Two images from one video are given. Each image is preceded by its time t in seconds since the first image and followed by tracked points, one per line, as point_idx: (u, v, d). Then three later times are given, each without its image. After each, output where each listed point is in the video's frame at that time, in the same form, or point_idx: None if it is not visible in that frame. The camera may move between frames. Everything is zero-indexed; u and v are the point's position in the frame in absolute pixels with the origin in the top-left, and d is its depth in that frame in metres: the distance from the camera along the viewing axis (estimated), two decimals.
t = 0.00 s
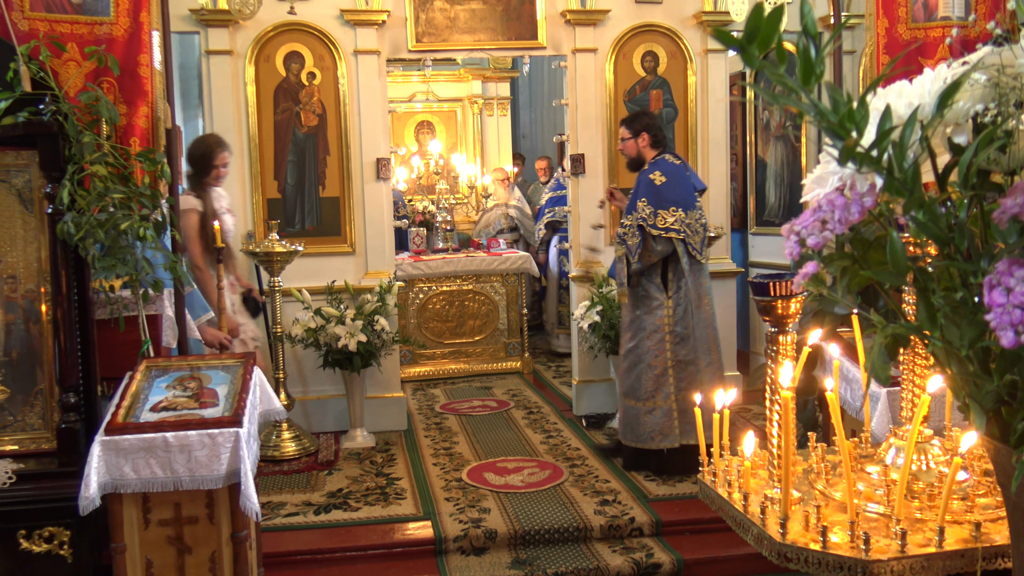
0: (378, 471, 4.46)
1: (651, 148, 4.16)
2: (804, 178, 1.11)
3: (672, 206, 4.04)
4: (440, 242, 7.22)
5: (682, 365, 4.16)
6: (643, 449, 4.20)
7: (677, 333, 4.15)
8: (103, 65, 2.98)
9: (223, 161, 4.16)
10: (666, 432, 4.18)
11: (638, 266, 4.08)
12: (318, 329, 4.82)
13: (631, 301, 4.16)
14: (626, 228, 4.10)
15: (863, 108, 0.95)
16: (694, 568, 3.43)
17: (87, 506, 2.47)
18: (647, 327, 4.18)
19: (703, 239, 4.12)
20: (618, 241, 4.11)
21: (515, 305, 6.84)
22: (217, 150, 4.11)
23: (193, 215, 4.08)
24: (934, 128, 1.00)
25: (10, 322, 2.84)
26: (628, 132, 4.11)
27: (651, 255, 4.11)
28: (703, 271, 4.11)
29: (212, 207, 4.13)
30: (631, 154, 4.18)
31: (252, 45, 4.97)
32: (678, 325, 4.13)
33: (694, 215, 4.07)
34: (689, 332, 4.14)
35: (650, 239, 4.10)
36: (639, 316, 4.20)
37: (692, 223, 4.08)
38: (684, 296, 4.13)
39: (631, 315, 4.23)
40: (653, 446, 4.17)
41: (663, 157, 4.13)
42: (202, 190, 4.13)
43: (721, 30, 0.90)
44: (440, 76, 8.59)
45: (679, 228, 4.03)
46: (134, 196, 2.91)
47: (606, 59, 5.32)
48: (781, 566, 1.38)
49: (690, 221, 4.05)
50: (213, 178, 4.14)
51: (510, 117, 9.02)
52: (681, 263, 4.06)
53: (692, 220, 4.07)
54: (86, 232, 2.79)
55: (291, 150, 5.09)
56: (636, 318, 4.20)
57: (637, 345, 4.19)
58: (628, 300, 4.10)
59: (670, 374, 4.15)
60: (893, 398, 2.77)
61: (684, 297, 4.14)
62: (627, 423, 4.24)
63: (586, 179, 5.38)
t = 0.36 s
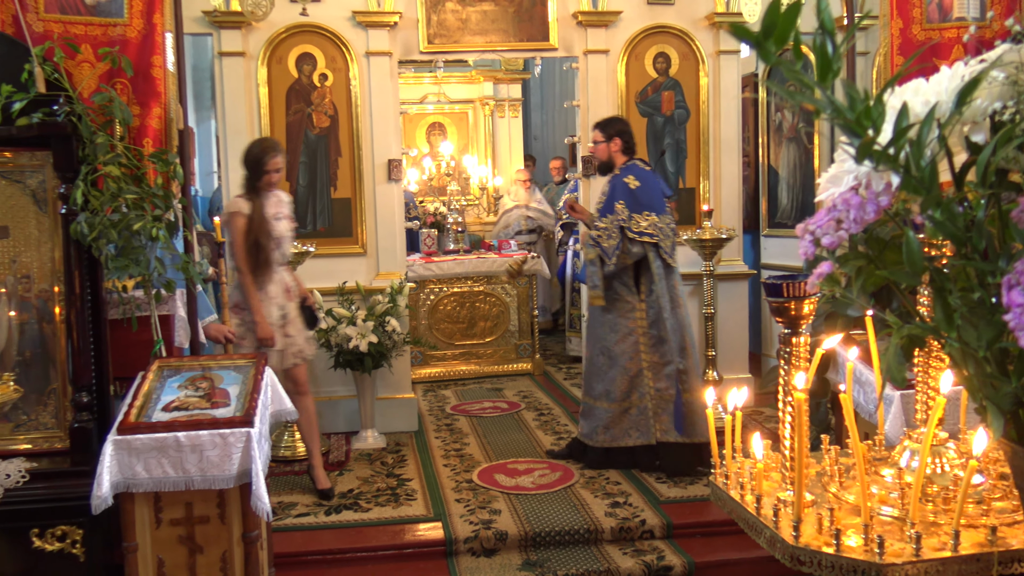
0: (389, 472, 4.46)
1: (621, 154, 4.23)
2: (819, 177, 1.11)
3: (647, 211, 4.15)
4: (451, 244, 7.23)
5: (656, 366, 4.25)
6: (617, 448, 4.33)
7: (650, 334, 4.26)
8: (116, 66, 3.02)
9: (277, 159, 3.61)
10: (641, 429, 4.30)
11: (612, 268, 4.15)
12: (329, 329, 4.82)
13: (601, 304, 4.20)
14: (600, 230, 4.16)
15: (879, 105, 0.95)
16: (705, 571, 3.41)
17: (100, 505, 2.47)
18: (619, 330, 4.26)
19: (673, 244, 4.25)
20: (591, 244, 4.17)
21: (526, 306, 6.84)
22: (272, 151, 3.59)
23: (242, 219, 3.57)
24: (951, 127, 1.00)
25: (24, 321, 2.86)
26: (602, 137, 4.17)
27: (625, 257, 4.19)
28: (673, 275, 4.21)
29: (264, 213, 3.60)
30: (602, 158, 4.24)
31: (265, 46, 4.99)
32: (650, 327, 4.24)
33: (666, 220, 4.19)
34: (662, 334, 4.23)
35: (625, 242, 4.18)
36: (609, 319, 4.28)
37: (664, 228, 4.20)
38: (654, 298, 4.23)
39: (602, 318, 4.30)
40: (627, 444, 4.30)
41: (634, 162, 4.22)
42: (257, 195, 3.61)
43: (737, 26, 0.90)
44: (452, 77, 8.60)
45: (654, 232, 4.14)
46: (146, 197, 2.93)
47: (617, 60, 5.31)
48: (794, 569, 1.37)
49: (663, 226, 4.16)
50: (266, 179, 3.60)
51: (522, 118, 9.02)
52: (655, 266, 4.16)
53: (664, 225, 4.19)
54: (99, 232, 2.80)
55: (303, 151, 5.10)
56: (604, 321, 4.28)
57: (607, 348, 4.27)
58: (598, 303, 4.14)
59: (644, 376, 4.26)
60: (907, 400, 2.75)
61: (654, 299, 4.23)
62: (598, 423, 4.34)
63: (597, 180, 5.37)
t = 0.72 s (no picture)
0: (402, 471, 4.46)
1: (594, 149, 4.23)
2: (836, 175, 1.09)
3: (624, 205, 4.12)
4: (464, 243, 7.23)
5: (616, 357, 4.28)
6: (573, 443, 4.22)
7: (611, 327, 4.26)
8: (132, 65, 3.07)
9: (328, 153, 3.41)
10: (599, 424, 4.22)
11: (587, 261, 4.09)
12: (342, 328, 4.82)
13: (569, 296, 4.13)
14: (575, 222, 4.10)
15: (898, 100, 0.94)
16: (719, 572, 3.39)
17: (114, 502, 2.48)
18: (582, 322, 4.20)
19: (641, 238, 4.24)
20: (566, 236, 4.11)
21: (539, 305, 6.84)
22: (319, 144, 3.37)
23: (288, 212, 3.43)
24: (971, 123, 0.99)
25: (40, 319, 2.86)
26: (575, 130, 4.19)
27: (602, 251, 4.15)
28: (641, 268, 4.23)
29: (311, 207, 3.44)
30: (574, 152, 4.24)
31: (279, 46, 5.00)
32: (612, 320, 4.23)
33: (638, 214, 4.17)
34: (624, 326, 4.26)
35: (601, 235, 4.13)
36: (572, 311, 4.20)
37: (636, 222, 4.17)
38: (621, 292, 4.26)
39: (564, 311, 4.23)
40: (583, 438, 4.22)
41: (605, 157, 4.19)
42: (305, 188, 3.45)
43: (752, 20, 0.88)
44: (466, 77, 8.61)
45: (630, 226, 4.11)
46: (161, 195, 2.95)
47: (632, 59, 5.30)
48: (810, 571, 1.35)
49: (637, 220, 4.16)
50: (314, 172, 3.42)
51: (536, 117, 9.02)
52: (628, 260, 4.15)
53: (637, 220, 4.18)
54: (115, 230, 2.81)
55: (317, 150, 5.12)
56: (568, 313, 4.20)
57: (569, 341, 4.20)
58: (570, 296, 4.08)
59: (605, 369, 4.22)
60: (924, 401, 2.73)
61: (621, 292, 4.26)
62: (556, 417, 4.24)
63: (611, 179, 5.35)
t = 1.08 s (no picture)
0: (406, 468, 4.46)
1: (562, 152, 4.15)
2: (841, 170, 1.09)
3: (588, 212, 4.07)
4: (469, 241, 7.22)
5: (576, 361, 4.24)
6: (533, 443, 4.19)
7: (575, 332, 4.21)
8: (136, 63, 3.06)
9: (354, 153, 3.26)
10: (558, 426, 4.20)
11: (550, 267, 4.05)
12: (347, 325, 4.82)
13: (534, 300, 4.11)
14: (539, 228, 4.06)
15: (903, 93, 0.93)
16: (724, 570, 3.38)
17: (119, 500, 2.49)
18: (545, 326, 4.14)
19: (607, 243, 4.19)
20: (529, 242, 4.07)
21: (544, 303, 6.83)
22: (344, 143, 3.21)
23: (313, 215, 3.28)
24: (978, 117, 0.98)
25: (46, 317, 2.87)
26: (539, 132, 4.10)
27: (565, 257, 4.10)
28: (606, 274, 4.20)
29: (339, 210, 3.29)
30: (540, 156, 4.15)
31: (284, 43, 5.00)
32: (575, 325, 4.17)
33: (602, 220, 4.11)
34: (587, 330, 4.20)
35: (564, 242, 4.08)
36: (537, 313, 4.13)
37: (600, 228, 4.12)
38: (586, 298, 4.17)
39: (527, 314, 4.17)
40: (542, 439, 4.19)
41: (569, 161, 4.11)
42: (331, 190, 3.31)
43: (756, 12, 0.88)
44: (471, 74, 8.59)
45: (593, 233, 4.07)
46: (165, 193, 2.95)
47: (637, 56, 5.29)
48: (814, 570, 1.35)
49: (602, 227, 4.11)
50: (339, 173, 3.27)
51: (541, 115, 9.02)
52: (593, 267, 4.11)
53: (602, 226, 4.12)
54: (119, 228, 2.81)
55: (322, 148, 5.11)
56: (531, 316, 4.13)
57: (533, 344, 4.13)
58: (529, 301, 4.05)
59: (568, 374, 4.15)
60: (930, 399, 2.71)
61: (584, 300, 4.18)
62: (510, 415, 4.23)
63: (616, 176, 5.34)
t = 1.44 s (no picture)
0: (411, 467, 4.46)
1: (521, 148, 4.17)
2: (844, 165, 1.08)
3: (544, 208, 4.10)
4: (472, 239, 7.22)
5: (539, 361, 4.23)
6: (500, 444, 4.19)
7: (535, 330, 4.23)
8: (139, 64, 3.07)
9: (368, 156, 3.08)
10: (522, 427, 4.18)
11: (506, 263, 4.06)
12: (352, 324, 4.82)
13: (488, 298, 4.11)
14: (494, 224, 4.07)
15: (907, 88, 0.93)
16: (729, 567, 3.38)
17: (124, 500, 2.49)
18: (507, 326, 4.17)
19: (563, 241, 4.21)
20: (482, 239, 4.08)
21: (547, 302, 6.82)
22: (356, 145, 3.04)
23: (326, 222, 3.10)
24: (982, 111, 0.98)
25: (50, 318, 2.87)
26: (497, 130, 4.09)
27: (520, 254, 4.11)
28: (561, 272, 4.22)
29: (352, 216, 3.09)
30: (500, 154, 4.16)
31: (286, 43, 5.00)
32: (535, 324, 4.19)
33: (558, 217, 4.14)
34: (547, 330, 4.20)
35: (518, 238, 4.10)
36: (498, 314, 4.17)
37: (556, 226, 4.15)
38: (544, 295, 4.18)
39: (490, 312, 4.20)
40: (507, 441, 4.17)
41: (530, 156, 4.14)
42: (345, 194, 3.12)
43: (760, 6, 0.87)
44: (473, 73, 8.58)
45: (547, 229, 4.09)
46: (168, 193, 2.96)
47: (639, 54, 5.28)
48: (820, 568, 1.34)
49: (558, 224, 4.14)
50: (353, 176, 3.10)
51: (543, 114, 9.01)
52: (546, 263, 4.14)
53: (559, 223, 4.15)
54: (123, 229, 2.81)
55: (324, 147, 5.11)
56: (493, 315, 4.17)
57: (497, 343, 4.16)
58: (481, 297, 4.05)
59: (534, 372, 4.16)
60: (935, 396, 2.70)
61: (540, 298, 4.19)
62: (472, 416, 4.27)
63: (620, 173, 5.33)
